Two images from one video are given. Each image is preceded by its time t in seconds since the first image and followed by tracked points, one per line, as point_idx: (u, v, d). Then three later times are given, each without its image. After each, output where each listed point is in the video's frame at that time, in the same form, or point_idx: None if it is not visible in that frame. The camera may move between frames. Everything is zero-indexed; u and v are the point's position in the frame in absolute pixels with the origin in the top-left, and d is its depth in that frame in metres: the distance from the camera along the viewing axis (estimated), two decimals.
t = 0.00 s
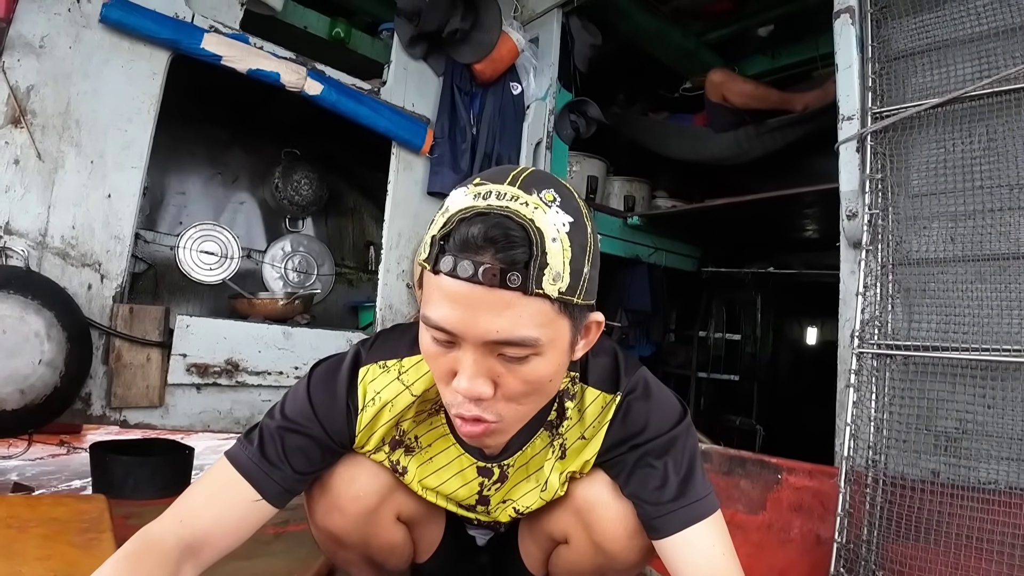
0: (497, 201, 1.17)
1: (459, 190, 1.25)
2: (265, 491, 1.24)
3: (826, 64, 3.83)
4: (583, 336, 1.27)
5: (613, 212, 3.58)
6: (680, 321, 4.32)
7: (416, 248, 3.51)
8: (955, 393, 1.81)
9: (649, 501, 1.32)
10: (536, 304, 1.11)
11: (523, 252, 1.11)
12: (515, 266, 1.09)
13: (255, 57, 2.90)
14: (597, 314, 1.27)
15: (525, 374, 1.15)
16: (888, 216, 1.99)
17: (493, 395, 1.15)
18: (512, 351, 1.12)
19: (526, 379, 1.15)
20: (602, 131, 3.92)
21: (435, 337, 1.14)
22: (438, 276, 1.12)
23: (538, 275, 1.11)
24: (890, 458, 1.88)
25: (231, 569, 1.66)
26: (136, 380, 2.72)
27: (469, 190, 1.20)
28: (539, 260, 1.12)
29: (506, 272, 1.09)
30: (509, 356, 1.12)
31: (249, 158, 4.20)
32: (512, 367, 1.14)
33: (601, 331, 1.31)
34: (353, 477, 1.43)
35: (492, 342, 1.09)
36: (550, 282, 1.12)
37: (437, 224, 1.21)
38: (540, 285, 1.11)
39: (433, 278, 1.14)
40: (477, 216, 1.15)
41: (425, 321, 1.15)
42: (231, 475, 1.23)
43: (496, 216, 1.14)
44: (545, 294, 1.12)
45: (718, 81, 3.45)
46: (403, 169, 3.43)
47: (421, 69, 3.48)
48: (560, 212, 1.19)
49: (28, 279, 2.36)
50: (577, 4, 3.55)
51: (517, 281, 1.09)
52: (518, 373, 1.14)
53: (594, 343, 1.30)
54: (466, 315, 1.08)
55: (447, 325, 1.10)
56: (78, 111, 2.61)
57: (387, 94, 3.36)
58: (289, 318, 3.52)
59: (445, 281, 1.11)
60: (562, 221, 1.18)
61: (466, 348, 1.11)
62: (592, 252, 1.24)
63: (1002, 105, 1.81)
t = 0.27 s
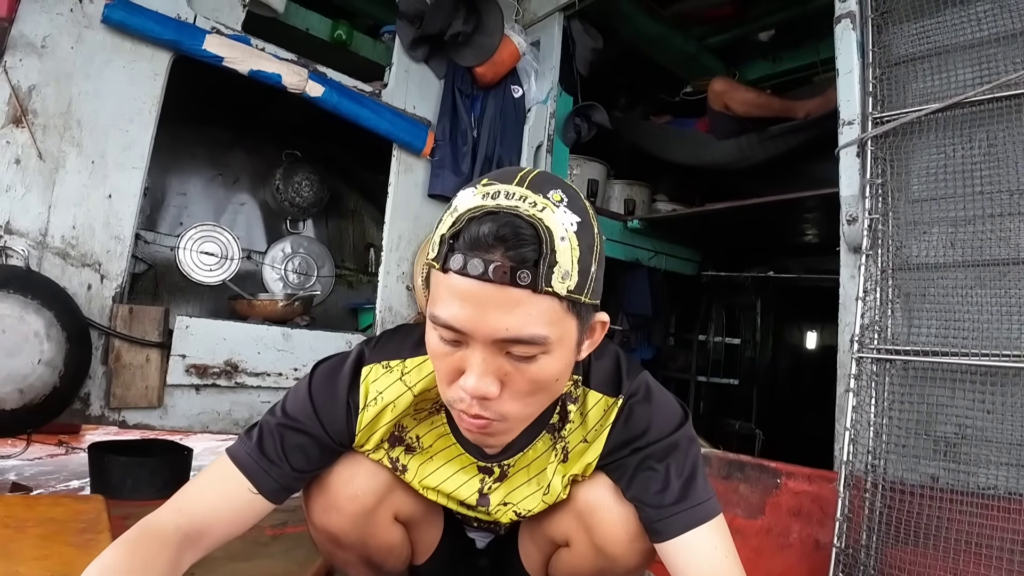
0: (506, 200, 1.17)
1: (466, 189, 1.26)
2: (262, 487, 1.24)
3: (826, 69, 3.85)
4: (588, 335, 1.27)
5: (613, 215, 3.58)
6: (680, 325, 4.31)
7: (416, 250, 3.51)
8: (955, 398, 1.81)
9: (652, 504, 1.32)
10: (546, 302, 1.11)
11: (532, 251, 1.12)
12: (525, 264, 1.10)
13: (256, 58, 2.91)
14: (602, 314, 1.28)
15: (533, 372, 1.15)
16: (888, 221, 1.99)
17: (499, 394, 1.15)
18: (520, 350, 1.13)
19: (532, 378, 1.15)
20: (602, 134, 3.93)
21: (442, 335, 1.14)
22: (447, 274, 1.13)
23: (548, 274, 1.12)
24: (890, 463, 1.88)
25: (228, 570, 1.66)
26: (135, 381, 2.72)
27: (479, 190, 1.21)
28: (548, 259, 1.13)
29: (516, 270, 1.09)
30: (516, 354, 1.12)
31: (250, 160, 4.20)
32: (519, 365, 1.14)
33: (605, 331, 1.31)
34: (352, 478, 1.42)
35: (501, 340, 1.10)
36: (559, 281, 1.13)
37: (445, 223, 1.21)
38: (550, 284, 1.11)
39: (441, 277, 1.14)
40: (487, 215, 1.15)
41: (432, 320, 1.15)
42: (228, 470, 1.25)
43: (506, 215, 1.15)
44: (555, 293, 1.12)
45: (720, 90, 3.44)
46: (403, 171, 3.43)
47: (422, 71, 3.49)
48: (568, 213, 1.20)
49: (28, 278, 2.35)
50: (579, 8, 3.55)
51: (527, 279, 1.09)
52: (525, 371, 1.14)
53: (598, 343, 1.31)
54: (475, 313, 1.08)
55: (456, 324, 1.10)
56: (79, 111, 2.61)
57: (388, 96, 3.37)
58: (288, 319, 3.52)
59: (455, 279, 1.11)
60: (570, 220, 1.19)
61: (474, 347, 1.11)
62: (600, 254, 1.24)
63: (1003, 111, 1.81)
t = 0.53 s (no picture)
0: (507, 184, 1.22)
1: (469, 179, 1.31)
2: (264, 478, 1.28)
3: (826, 68, 3.84)
4: (589, 320, 1.30)
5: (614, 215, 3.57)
6: (680, 324, 4.31)
7: (416, 250, 3.51)
8: (954, 397, 1.81)
9: (654, 498, 1.33)
10: (547, 280, 1.15)
11: (533, 231, 1.16)
12: (527, 243, 1.14)
13: (256, 58, 2.90)
14: (601, 298, 1.31)
15: (537, 353, 1.17)
16: (887, 220, 1.99)
17: (505, 376, 1.17)
18: (524, 330, 1.15)
19: (537, 359, 1.17)
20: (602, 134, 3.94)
21: (448, 320, 1.17)
22: (451, 257, 1.16)
23: (549, 252, 1.16)
24: (889, 462, 1.88)
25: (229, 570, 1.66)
26: (135, 381, 2.72)
27: (481, 178, 1.26)
28: (549, 238, 1.17)
29: (519, 250, 1.13)
30: (521, 333, 1.14)
31: (250, 159, 4.20)
32: (524, 346, 1.16)
33: (606, 317, 1.34)
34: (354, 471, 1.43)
35: (505, 319, 1.12)
36: (560, 260, 1.17)
37: (449, 209, 1.25)
38: (551, 262, 1.15)
39: (446, 262, 1.18)
40: (489, 199, 1.20)
41: (438, 306, 1.18)
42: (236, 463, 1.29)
43: (507, 198, 1.20)
44: (556, 270, 1.16)
45: (723, 93, 3.35)
46: (403, 171, 3.43)
47: (422, 71, 3.49)
48: (566, 196, 1.25)
49: (28, 278, 2.35)
50: (579, 7, 3.55)
51: (529, 257, 1.13)
52: (530, 352, 1.16)
53: (599, 328, 1.34)
54: (480, 293, 1.12)
55: (461, 305, 1.13)
56: (79, 111, 2.61)
57: (388, 96, 3.37)
58: (288, 319, 3.52)
59: (459, 261, 1.15)
60: (568, 204, 1.24)
61: (480, 328, 1.14)
62: (597, 238, 1.29)
63: (1003, 109, 1.81)
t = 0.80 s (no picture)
0: (500, 163, 1.31)
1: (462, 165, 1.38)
2: (273, 473, 1.29)
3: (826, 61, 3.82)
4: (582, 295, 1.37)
5: (613, 209, 3.56)
6: (680, 318, 4.32)
7: (416, 246, 3.51)
8: (955, 388, 1.82)
9: (656, 483, 1.33)
10: (544, 249, 1.21)
11: (528, 202, 1.24)
12: (523, 214, 1.21)
13: (254, 55, 2.90)
14: (594, 274, 1.38)
15: (538, 321, 1.22)
16: (888, 212, 1.98)
17: (508, 346, 1.21)
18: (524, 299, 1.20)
19: (538, 328, 1.22)
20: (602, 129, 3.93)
21: (449, 296, 1.22)
22: (450, 234, 1.22)
23: (545, 221, 1.23)
24: (891, 454, 1.88)
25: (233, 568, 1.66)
26: (137, 379, 2.73)
27: (474, 160, 1.34)
28: (544, 208, 1.24)
29: (515, 220, 1.20)
30: (521, 302, 1.20)
31: (249, 157, 4.20)
32: (525, 316, 1.21)
33: (598, 293, 1.41)
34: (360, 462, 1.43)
35: (506, 287, 1.18)
36: (555, 229, 1.24)
37: (446, 190, 1.32)
38: (547, 230, 1.22)
39: (445, 240, 1.23)
40: (484, 176, 1.28)
41: (439, 283, 1.23)
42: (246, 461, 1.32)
43: (501, 174, 1.27)
44: (552, 239, 1.23)
45: (722, 87, 3.33)
46: (403, 167, 3.43)
47: (421, 67, 3.49)
48: (555, 173, 1.34)
49: (28, 278, 2.35)
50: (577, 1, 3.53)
51: (526, 227, 1.20)
52: (531, 321, 1.21)
53: (592, 304, 1.40)
54: (481, 264, 1.17)
55: (463, 278, 1.18)
56: (77, 110, 2.61)
57: (387, 92, 3.37)
58: (289, 317, 3.52)
59: (459, 236, 1.21)
60: (558, 179, 1.32)
61: (482, 299, 1.19)
62: (586, 212, 1.36)
63: (1003, 100, 1.80)
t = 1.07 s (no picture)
0: (501, 138, 1.36)
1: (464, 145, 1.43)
2: (279, 460, 1.35)
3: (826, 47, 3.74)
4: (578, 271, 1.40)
5: (613, 199, 3.53)
6: (682, 308, 4.33)
7: (417, 239, 3.52)
8: (958, 373, 1.82)
9: (661, 461, 1.33)
10: (547, 215, 1.27)
11: (531, 171, 1.29)
12: (528, 181, 1.27)
13: (251, 50, 2.88)
14: (586, 251, 1.41)
15: (540, 285, 1.24)
16: (889, 199, 1.97)
17: (511, 311, 1.23)
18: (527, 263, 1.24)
19: (540, 294, 1.24)
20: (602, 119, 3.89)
21: (455, 262, 1.25)
22: (458, 199, 1.28)
23: (548, 189, 1.29)
24: (894, 440, 1.88)
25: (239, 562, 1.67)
26: (141, 377, 2.74)
27: (476, 139, 1.39)
28: (546, 177, 1.30)
29: (521, 186, 1.26)
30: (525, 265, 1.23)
31: (248, 153, 4.19)
32: (528, 279, 1.23)
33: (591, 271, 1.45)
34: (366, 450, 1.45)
35: (512, 247, 1.22)
36: (557, 197, 1.29)
37: (450, 166, 1.36)
38: (550, 197, 1.28)
39: (452, 208, 1.29)
40: (488, 149, 1.33)
41: (444, 251, 1.26)
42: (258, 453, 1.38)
43: (504, 147, 1.33)
44: (554, 206, 1.28)
45: (719, 68, 3.28)
46: (403, 160, 3.43)
47: (418, 59, 3.48)
48: (554, 150, 1.40)
49: (30, 278, 2.35)
50: None
51: (531, 192, 1.26)
52: (533, 285, 1.24)
53: (584, 281, 1.43)
54: (489, 225, 1.22)
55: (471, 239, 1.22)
56: (75, 109, 2.61)
57: (385, 84, 3.36)
58: (291, 312, 3.52)
59: (467, 201, 1.27)
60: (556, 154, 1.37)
61: (488, 262, 1.23)
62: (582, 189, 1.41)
63: (1004, 84, 1.79)
